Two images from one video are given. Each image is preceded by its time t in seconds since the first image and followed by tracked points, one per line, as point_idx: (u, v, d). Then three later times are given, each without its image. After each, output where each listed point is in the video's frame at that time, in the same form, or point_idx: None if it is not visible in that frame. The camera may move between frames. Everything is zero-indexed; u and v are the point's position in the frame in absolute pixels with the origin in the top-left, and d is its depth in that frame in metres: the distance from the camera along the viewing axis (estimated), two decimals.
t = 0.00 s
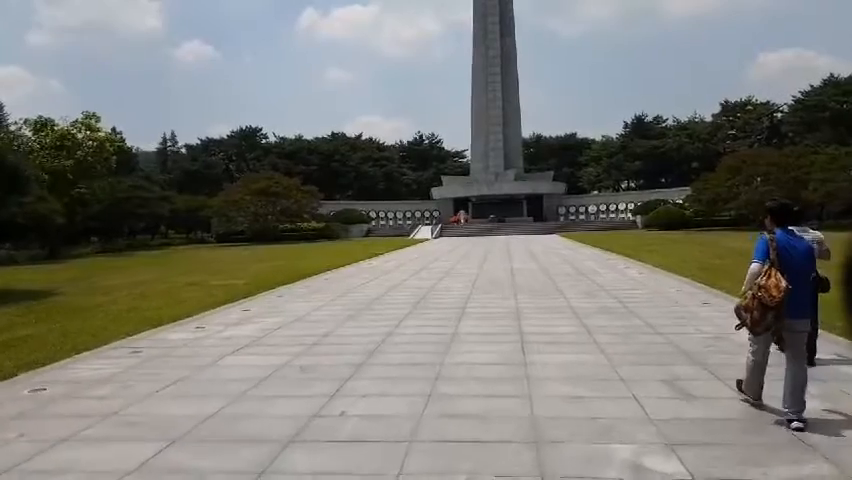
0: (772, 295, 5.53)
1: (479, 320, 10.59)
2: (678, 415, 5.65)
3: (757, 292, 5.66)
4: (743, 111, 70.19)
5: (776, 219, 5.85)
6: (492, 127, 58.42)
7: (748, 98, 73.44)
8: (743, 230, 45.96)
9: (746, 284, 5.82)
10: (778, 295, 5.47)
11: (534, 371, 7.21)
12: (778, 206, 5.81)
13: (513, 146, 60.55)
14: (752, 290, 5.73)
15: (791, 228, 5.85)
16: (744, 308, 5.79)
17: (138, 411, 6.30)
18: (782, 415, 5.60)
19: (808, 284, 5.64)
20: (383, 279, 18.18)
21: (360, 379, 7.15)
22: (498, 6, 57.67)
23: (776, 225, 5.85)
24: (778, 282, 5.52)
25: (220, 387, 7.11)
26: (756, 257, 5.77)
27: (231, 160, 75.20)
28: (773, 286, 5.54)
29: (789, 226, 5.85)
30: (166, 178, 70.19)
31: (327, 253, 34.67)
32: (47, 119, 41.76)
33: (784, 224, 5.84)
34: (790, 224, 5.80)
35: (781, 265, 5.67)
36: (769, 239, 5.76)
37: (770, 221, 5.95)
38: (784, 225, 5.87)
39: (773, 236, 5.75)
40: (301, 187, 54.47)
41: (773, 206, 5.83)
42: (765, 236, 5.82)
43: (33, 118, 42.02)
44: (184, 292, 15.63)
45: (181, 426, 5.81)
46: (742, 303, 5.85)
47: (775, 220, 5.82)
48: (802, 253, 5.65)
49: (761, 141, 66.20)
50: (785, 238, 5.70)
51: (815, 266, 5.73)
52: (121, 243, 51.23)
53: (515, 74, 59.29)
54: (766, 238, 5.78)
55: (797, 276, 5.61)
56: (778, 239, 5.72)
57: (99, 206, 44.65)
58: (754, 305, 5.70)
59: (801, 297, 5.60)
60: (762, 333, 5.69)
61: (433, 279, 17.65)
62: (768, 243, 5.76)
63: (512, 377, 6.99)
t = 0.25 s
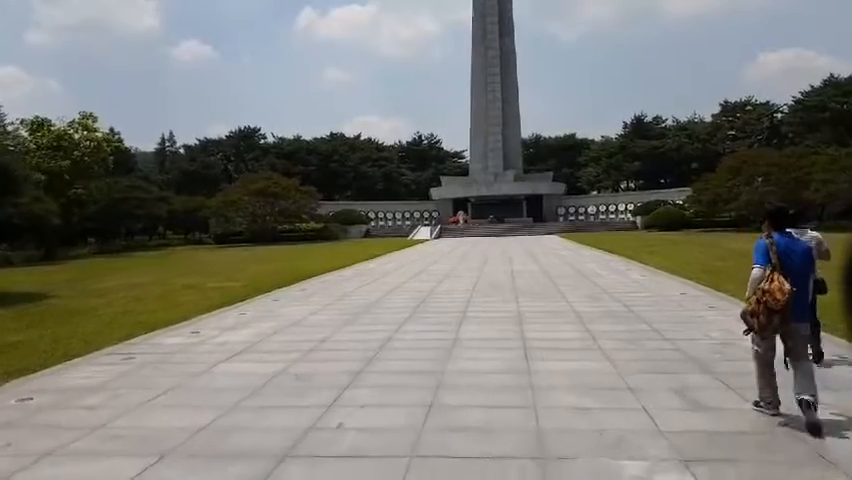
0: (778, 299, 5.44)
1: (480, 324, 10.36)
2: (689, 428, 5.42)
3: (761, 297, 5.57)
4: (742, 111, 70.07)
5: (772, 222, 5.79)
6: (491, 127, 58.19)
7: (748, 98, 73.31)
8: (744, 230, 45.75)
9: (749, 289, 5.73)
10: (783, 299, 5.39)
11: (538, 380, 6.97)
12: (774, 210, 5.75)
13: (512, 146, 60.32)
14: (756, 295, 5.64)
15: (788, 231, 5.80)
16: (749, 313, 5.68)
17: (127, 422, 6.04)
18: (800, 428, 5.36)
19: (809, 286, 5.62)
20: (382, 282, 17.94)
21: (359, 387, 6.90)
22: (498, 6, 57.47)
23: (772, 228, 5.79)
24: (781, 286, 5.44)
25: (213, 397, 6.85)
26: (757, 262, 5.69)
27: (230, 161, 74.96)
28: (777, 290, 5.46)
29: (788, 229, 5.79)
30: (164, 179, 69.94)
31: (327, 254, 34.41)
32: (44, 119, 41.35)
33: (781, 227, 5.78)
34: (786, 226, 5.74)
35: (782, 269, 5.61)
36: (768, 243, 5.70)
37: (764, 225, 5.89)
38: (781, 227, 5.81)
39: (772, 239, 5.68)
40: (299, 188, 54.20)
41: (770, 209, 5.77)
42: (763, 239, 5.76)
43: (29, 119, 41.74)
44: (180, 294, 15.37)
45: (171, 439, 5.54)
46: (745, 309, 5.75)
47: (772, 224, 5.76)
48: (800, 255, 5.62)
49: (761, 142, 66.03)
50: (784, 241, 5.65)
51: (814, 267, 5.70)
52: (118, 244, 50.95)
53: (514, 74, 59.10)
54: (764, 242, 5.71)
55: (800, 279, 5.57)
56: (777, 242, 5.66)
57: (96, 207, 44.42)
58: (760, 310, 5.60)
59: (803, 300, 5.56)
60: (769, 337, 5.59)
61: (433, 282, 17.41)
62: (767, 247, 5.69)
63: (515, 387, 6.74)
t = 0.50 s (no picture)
0: (767, 288, 5.54)
1: (480, 327, 10.11)
2: (702, 438, 5.17)
3: (754, 289, 5.67)
4: (742, 112, 69.99)
5: (775, 223, 6.00)
6: (490, 128, 57.97)
7: (747, 99, 73.22)
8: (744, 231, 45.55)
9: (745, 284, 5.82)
10: (772, 286, 5.48)
11: (541, 386, 6.73)
12: (776, 209, 5.97)
13: (511, 147, 60.07)
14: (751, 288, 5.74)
15: (790, 232, 5.96)
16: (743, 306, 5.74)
17: (113, 432, 5.79)
18: (816, 438, 5.12)
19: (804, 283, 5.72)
20: (380, 284, 17.69)
21: (356, 394, 6.66)
22: (496, 6, 57.28)
23: (773, 228, 5.98)
24: (772, 274, 5.56)
25: (204, 404, 6.59)
26: (756, 256, 5.84)
27: (228, 163, 74.72)
28: (769, 280, 5.56)
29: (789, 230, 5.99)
30: (162, 181, 69.65)
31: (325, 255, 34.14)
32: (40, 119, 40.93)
33: (781, 226, 5.96)
34: (791, 227, 5.93)
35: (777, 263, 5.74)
36: (767, 240, 5.89)
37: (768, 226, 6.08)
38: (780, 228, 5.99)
39: (770, 237, 5.88)
40: (297, 189, 53.91)
41: (772, 209, 5.99)
42: (763, 238, 5.94)
43: (25, 120, 41.37)
44: (175, 297, 15.11)
45: (158, 451, 5.27)
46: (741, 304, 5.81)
47: (773, 223, 5.96)
48: (796, 254, 5.80)
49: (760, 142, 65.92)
50: (782, 238, 5.83)
51: (812, 267, 5.81)
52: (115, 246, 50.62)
53: (513, 75, 58.92)
54: (763, 239, 5.90)
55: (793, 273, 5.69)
56: (775, 239, 5.84)
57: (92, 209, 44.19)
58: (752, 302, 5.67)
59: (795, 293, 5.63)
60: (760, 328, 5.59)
61: (431, 284, 17.17)
62: (766, 243, 5.87)
63: (518, 393, 6.49)
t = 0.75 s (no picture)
0: (779, 297, 5.75)
1: (482, 332, 9.87)
2: (716, 453, 4.93)
3: (765, 296, 5.89)
4: (743, 112, 69.77)
5: (787, 224, 6.06)
6: (491, 127, 57.73)
7: (748, 99, 73.00)
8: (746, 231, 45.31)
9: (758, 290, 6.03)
10: (783, 296, 5.70)
11: (545, 395, 6.50)
12: (787, 213, 6.05)
13: (511, 147, 59.82)
14: (763, 294, 5.94)
15: (802, 234, 6.02)
16: (756, 312, 5.99)
17: (100, 445, 5.55)
18: (835, 454, 4.88)
19: (817, 287, 5.84)
20: (379, 286, 17.45)
21: (354, 404, 6.42)
22: (497, 6, 57.05)
23: (785, 231, 6.07)
24: (784, 284, 5.76)
25: (196, 414, 6.36)
26: (767, 262, 6.01)
27: (227, 163, 74.49)
28: (780, 289, 5.77)
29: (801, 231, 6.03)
30: (161, 181, 69.43)
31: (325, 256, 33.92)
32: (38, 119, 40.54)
33: (793, 230, 6.04)
34: (802, 229, 5.98)
35: (789, 268, 5.88)
36: (778, 246, 6.01)
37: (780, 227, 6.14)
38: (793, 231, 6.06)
39: (781, 241, 6.00)
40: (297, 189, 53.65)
41: (783, 213, 6.07)
42: (775, 243, 6.06)
43: (23, 120, 41.05)
44: (171, 300, 14.88)
45: (146, 466, 5.03)
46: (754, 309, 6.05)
47: (785, 226, 6.05)
48: (809, 256, 5.83)
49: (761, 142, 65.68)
50: (793, 242, 5.93)
51: (827, 269, 5.90)
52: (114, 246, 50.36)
53: (514, 75, 58.68)
54: (775, 245, 6.03)
55: (806, 278, 5.81)
56: (786, 243, 5.96)
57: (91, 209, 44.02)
58: (764, 309, 5.90)
59: (808, 299, 5.78)
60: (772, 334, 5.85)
61: (431, 286, 16.93)
62: (777, 249, 6.00)
63: (521, 403, 6.25)
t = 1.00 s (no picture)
0: (793, 295, 5.73)
1: (482, 335, 9.61)
2: (733, 467, 4.66)
3: (778, 294, 5.86)
4: (743, 111, 69.56)
5: (795, 223, 6.09)
6: (490, 127, 57.49)
7: (748, 98, 72.83)
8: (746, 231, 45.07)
9: (768, 287, 6.01)
10: (798, 294, 5.68)
11: (549, 403, 6.24)
12: (796, 212, 6.06)
13: (511, 146, 59.56)
14: (774, 292, 5.92)
15: (810, 232, 6.05)
16: (766, 310, 5.96)
17: (83, 456, 5.30)
18: None
19: (827, 286, 5.87)
20: (378, 287, 17.19)
21: (350, 412, 6.16)
22: (497, 4, 56.79)
23: (794, 229, 6.08)
24: (798, 282, 5.75)
25: (185, 423, 6.09)
26: (778, 260, 5.99)
27: (226, 162, 74.22)
28: (794, 287, 5.75)
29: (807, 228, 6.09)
30: (159, 180, 69.13)
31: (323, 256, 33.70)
32: (33, 118, 40.14)
33: (802, 228, 6.06)
34: (809, 227, 6.00)
35: (800, 267, 5.88)
36: (788, 243, 6.01)
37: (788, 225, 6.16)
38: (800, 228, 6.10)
39: (791, 239, 6.00)
40: (295, 188, 53.37)
41: (792, 211, 6.09)
42: (784, 240, 6.06)
43: (19, 119, 40.61)
44: (165, 301, 14.62)
45: None
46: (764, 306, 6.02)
47: (793, 224, 6.07)
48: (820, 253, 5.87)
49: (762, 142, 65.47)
50: (804, 240, 5.95)
51: (835, 268, 5.94)
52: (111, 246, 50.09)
53: (513, 74, 58.43)
54: (785, 242, 6.02)
55: (816, 277, 5.83)
56: (796, 241, 5.97)
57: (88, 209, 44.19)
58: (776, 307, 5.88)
59: (820, 297, 5.80)
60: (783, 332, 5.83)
61: (430, 287, 16.68)
62: (787, 246, 6.00)
63: (524, 411, 5.99)
